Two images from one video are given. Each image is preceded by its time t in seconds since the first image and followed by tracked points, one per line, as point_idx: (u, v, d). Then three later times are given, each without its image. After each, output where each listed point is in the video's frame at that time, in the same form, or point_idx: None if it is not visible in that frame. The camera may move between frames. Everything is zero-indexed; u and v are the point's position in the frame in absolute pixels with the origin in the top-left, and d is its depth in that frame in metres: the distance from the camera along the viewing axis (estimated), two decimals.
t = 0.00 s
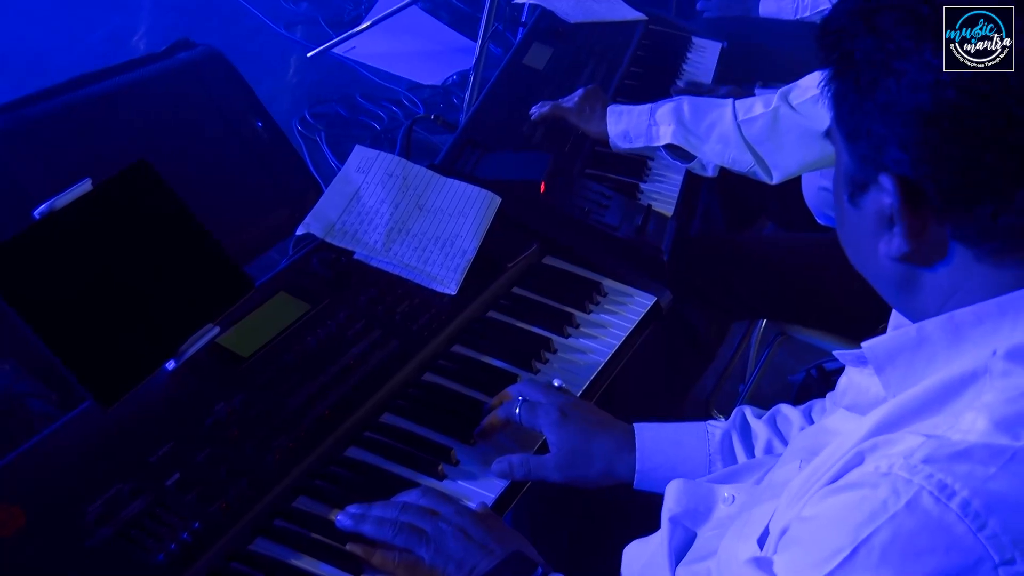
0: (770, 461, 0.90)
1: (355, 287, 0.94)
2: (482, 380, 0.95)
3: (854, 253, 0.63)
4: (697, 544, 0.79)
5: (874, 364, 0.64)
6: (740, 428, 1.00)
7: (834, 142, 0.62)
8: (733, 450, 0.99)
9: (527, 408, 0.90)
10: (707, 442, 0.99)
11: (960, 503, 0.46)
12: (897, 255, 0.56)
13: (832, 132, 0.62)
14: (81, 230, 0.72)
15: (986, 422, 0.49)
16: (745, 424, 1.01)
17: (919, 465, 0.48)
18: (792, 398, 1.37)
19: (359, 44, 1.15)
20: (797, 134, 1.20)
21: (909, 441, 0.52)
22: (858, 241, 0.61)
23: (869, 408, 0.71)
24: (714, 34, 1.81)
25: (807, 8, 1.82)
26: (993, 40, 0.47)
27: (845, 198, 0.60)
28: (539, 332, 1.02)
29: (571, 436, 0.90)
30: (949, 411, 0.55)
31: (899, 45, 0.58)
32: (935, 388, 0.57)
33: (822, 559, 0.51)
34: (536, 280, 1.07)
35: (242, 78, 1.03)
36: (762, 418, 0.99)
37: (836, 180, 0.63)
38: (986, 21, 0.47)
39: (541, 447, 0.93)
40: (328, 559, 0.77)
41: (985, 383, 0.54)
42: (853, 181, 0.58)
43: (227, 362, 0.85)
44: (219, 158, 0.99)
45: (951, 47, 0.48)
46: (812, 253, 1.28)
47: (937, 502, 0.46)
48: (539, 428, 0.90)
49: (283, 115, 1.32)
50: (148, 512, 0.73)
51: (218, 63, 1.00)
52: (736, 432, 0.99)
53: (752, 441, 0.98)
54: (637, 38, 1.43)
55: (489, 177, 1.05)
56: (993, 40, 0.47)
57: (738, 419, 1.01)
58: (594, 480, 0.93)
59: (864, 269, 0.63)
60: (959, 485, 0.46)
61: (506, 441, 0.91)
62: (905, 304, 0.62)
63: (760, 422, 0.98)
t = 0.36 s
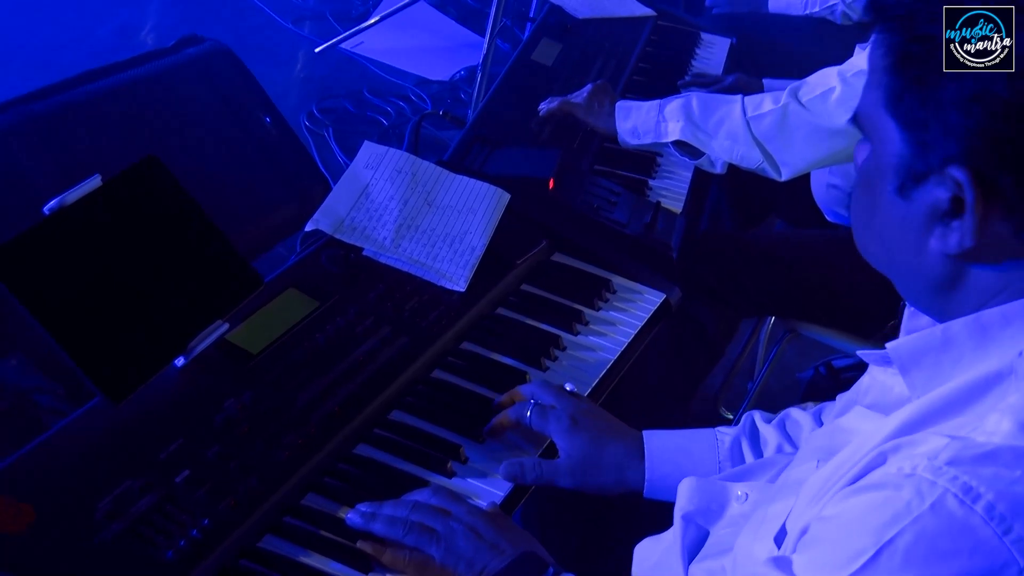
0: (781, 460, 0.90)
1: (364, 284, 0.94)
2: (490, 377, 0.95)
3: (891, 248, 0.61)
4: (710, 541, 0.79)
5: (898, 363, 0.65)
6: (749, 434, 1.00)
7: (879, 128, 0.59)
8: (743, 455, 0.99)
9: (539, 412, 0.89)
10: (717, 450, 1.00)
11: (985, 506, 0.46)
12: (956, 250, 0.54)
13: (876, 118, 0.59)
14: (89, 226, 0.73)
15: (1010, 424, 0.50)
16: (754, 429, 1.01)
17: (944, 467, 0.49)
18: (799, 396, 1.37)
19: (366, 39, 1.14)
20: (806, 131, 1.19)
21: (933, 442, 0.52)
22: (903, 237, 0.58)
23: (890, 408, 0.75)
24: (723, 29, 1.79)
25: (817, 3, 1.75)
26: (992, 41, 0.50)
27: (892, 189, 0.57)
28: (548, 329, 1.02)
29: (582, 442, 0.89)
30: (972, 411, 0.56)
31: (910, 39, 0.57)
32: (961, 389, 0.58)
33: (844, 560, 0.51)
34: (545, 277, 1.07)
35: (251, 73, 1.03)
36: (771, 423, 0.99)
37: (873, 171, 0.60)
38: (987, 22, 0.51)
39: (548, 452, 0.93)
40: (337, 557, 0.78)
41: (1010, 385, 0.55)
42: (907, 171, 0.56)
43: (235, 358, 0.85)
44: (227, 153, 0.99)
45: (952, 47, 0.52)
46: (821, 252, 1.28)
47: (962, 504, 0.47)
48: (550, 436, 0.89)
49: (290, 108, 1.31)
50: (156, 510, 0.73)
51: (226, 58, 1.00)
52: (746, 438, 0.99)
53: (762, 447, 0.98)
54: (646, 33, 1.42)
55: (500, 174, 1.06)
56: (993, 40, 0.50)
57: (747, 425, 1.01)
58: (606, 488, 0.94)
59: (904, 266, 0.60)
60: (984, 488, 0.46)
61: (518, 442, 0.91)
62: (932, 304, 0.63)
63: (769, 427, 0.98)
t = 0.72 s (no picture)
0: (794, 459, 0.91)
1: (372, 284, 0.94)
2: (499, 376, 0.95)
3: (939, 257, 0.59)
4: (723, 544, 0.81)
5: (925, 370, 0.66)
6: (759, 432, 1.01)
7: (938, 132, 0.56)
8: (752, 453, 1.00)
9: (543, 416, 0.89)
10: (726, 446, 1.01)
11: (1018, 522, 0.46)
12: None
13: (937, 121, 0.56)
14: (99, 226, 0.72)
15: None
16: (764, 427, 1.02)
17: (975, 481, 0.49)
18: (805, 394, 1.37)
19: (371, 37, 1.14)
20: (816, 131, 1.19)
21: (964, 454, 0.53)
22: (961, 244, 0.56)
23: (915, 413, 0.77)
24: (729, 27, 1.79)
25: None
26: (992, 41, 0.54)
27: (952, 193, 0.55)
28: (556, 329, 1.02)
29: (585, 446, 0.89)
30: (1003, 422, 0.56)
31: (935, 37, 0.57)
32: (989, 398, 0.58)
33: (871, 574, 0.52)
34: (552, 276, 1.07)
35: (257, 72, 1.02)
36: (782, 420, 1.01)
37: (924, 178, 0.57)
38: (986, 23, 0.54)
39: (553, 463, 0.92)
40: (344, 558, 0.78)
41: None
42: (971, 176, 0.54)
43: (243, 357, 0.85)
44: (234, 152, 0.98)
45: (952, 47, 0.55)
46: (826, 250, 1.30)
47: (994, 521, 0.47)
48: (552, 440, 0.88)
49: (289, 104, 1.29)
50: (164, 511, 0.73)
51: (233, 57, 1.00)
52: (755, 436, 1.01)
53: (772, 445, 1.00)
54: (652, 31, 1.42)
55: (504, 172, 1.05)
56: (993, 40, 0.54)
57: (757, 421, 1.02)
58: (613, 489, 0.93)
59: (957, 275, 0.58)
60: (1017, 504, 0.46)
61: (528, 446, 0.92)
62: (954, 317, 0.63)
63: (780, 424, 1.00)
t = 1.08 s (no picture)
0: (795, 463, 0.93)
1: (378, 286, 0.94)
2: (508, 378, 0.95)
3: (953, 263, 0.57)
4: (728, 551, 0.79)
5: (925, 375, 0.65)
6: (752, 408, 1.01)
7: (939, 137, 0.55)
8: (744, 425, 0.99)
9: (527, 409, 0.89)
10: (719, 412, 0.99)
11: (1019, 525, 0.46)
12: None
13: (938, 129, 0.55)
14: (106, 226, 0.72)
15: None
16: (759, 399, 1.02)
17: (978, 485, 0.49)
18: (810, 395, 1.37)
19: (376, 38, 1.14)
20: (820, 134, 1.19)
21: (968, 458, 0.53)
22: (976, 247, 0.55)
23: (917, 416, 0.76)
24: (733, 28, 1.79)
25: None
26: (991, 41, 0.52)
27: (963, 197, 0.54)
28: (563, 331, 1.02)
29: (570, 423, 0.88)
30: (1005, 427, 0.56)
31: (931, 44, 0.57)
32: (993, 401, 0.58)
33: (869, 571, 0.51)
34: (558, 278, 1.07)
35: (262, 73, 1.02)
36: (779, 397, 1.01)
37: (930, 187, 0.56)
38: (987, 22, 0.53)
39: (547, 446, 0.94)
40: (355, 561, 0.77)
41: None
42: (983, 175, 0.52)
43: (251, 359, 0.85)
44: (240, 153, 0.98)
45: (952, 47, 0.55)
46: (833, 252, 1.31)
47: (997, 523, 0.47)
48: (540, 424, 0.89)
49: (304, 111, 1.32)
50: (172, 513, 0.72)
51: (238, 58, 1.00)
52: (747, 413, 1.00)
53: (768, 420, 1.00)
54: (657, 32, 1.42)
55: (510, 174, 1.05)
56: (993, 40, 0.52)
57: (751, 395, 1.02)
58: (603, 461, 0.91)
59: (973, 280, 0.57)
60: (1019, 507, 0.47)
61: (538, 439, 0.94)
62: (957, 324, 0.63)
63: (778, 402, 1.00)
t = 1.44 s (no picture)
0: (801, 470, 0.93)
1: (384, 290, 0.94)
2: (512, 382, 0.95)
3: (963, 267, 0.56)
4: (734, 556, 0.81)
5: (933, 383, 0.65)
6: (759, 415, 1.00)
7: (952, 140, 0.53)
8: (750, 433, 1.00)
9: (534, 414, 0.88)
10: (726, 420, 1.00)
11: None
12: None
13: (950, 132, 0.53)
14: (112, 229, 0.72)
15: None
16: (766, 407, 1.02)
17: (984, 488, 0.49)
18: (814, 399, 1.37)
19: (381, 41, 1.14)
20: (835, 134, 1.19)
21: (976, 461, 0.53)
22: (986, 252, 0.54)
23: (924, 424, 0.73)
24: (737, 33, 1.79)
25: (833, 6, 1.88)
26: (991, 41, 0.52)
27: (975, 201, 0.53)
28: (569, 336, 1.02)
29: (576, 428, 0.88)
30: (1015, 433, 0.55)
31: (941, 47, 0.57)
32: (1001, 408, 0.58)
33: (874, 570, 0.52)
34: (564, 283, 1.07)
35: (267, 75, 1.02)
36: (786, 404, 1.01)
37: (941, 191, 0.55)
38: (988, 22, 0.53)
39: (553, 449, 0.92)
40: (357, 563, 0.77)
41: None
42: (995, 178, 0.51)
43: (257, 362, 0.86)
44: (246, 157, 0.98)
45: (953, 47, 0.55)
46: (836, 256, 1.32)
47: (1001, 526, 0.47)
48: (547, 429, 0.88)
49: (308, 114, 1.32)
50: (178, 517, 0.73)
51: (245, 63, 0.98)
52: (755, 419, 1.00)
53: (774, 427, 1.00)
54: (661, 38, 1.43)
55: (516, 178, 1.06)
56: (993, 40, 0.52)
57: (759, 402, 1.02)
58: (610, 466, 0.94)
59: (982, 285, 0.56)
60: None
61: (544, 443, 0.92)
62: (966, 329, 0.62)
63: (784, 409, 1.00)
